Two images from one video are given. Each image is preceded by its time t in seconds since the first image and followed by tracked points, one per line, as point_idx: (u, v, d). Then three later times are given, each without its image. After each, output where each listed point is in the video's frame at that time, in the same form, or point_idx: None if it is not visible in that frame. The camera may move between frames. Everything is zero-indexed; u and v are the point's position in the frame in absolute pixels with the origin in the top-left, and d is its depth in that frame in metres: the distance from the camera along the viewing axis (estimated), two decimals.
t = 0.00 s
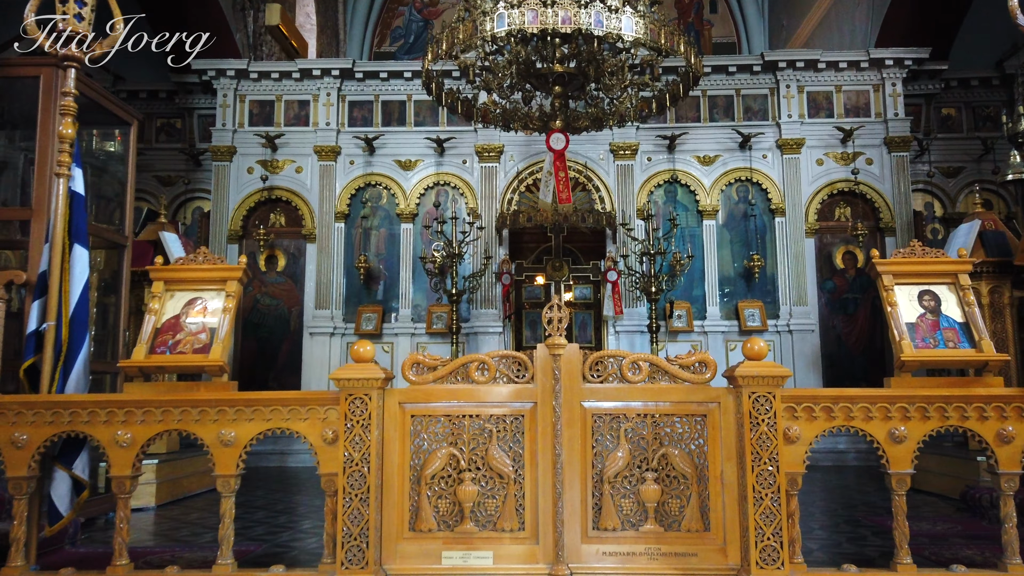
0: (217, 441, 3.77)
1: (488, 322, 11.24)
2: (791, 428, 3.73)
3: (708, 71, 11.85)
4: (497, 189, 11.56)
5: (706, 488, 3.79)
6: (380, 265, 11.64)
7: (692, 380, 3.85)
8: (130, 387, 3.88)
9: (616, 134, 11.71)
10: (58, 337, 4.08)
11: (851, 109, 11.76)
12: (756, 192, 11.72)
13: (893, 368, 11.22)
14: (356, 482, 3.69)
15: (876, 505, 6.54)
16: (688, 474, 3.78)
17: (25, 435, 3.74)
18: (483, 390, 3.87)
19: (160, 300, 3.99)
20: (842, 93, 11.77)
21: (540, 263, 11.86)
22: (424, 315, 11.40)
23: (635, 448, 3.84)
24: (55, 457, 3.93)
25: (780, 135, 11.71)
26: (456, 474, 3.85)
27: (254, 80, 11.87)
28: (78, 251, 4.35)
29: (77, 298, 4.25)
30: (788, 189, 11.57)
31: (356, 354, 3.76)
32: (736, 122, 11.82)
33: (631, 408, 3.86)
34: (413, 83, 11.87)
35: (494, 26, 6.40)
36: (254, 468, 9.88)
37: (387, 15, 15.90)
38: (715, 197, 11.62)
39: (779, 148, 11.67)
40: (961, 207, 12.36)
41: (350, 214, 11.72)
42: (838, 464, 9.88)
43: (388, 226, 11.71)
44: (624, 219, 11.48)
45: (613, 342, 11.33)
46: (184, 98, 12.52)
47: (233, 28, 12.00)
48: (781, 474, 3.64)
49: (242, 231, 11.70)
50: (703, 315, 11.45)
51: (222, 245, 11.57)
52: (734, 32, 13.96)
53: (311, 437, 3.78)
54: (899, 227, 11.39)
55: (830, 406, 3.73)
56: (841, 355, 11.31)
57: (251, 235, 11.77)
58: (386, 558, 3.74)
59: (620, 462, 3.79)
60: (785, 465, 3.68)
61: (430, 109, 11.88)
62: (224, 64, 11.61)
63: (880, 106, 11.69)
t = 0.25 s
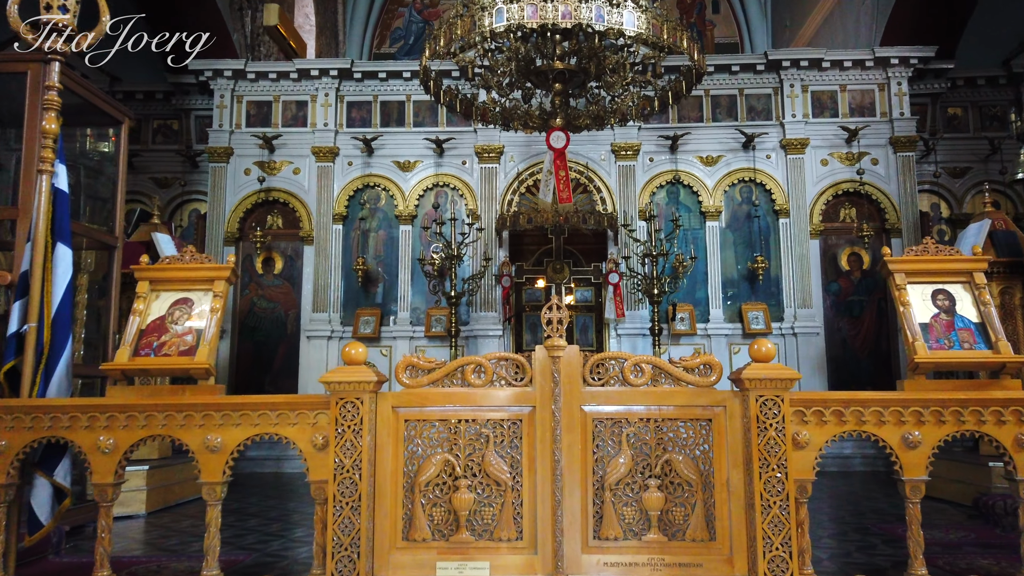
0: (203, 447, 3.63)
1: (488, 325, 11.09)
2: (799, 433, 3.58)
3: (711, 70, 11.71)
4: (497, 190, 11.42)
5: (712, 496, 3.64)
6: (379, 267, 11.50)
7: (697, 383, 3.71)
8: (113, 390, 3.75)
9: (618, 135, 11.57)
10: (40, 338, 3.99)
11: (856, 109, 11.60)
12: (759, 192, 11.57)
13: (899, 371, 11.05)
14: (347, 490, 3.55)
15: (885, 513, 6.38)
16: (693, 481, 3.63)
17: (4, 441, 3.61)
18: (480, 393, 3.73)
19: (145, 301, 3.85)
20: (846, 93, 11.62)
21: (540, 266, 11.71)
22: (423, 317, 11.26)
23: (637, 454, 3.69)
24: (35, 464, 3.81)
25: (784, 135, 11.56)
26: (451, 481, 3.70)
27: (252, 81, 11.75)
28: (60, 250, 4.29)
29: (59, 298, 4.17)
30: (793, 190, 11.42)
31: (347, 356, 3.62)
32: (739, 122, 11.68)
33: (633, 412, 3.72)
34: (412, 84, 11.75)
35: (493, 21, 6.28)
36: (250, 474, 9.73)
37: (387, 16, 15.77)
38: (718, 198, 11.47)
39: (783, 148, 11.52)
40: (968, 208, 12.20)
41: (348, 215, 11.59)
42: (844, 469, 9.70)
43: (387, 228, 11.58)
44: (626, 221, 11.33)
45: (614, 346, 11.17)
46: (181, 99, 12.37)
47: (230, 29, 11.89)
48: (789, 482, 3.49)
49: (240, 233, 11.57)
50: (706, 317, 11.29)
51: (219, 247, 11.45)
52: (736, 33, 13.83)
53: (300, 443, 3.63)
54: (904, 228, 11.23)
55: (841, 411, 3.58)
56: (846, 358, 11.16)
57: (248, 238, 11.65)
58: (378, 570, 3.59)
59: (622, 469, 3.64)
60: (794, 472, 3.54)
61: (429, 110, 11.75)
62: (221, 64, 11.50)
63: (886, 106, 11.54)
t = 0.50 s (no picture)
0: (189, 454, 3.48)
1: (488, 328, 10.94)
2: (812, 439, 3.43)
3: (713, 70, 11.58)
4: (497, 192, 11.29)
5: (720, 504, 3.50)
6: (377, 269, 11.37)
7: (704, 387, 3.56)
8: (97, 395, 3.60)
9: (619, 135, 11.43)
10: (22, 341, 3.85)
11: (860, 109, 11.47)
12: (762, 193, 11.43)
13: (905, 375, 10.89)
14: (340, 499, 3.40)
15: (895, 521, 6.23)
16: (700, 490, 3.48)
17: None
18: (478, 397, 3.59)
19: (131, 302, 3.70)
20: (850, 93, 11.48)
21: (541, 268, 11.59)
22: (422, 321, 11.12)
23: (642, 461, 3.54)
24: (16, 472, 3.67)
25: (787, 135, 11.44)
26: (447, 489, 3.56)
27: (249, 82, 11.63)
28: (44, 249, 4.11)
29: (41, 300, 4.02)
30: (796, 191, 11.28)
31: (340, 359, 3.48)
32: (742, 122, 11.54)
33: (637, 417, 3.57)
34: (411, 84, 11.63)
35: (493, 18, 6.15)
36: (246, 480, 9.58)
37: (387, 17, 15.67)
38: (721, 200, 11.33)
39: (786, 149, 11.39)
40: (974, 209, 12.06)
41: (346, 218, 11.46)
42: (851, 475, 9.54)
43: (386, 231, 11.44)
44: (628, 222, 11.18)
45: (616, 349, 11.03)
46: (178, 100, 12.27)
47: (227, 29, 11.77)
48: (801, 490, 3.35)
49: (237, 235, 11.44)
50: (709, 321, 11.13)
51: (215, 249, 11.31)
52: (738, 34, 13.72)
53: (291, 450, 3.48)
54: (910, 230, 11.10)
55: (855, 416, 3.43)
56: (851, 362, 11.02)
57: (245, 240, 11.52)
58: None
59: (626, 476, 3.50)
60: (806, 480, 3.39)
61: (428, 111, 11.63)
62: (219, 65, 11.38)
63: (890, 106, 11.41)
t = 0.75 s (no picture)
0: (171, 462, 3.31)
1: (487, 331, 10.77)
2: (826, 446, 3.26)
3: (715, 70, 11.43)
4: (497, 193, 11.13)
5: (729, 514, 3.33)
6: (375, 272, 11.21)
7: (712, 392, 3.39)
8: (75, 400, 3.43)
9: (620, 136, 11.29)
10: None
11: (864, 109, 11.32)
12: (766, 195, 11.28)
13: (912, 379, 10.72)
14: (329, 510, 3.23)
15: (908, 530, 6.05)
16: (709, 499, 3.31)
17: None
18: (476, 402, 3.42)
19: (111, 303, 3.54)
20: (855, 93, 11.34)
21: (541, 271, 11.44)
22: (421, 324, 10.96)
23: (647, 469, 3.38)
24: None
25: (791, 136, 11.28)
26: (443, 498, 3.39)
27: (246, 82, 11.49)
28: (21, 247, 4.03)
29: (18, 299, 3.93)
30: (800, 192, 11.12)
31: (330, 362, 3.31)
32: (745, 123, 11.39)
33: (641, 423, 3.41)
34: (410, 84, 11.48)
35: (491, 13, 6.00)
36: (242, 485, 9.40)
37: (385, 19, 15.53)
38: (724, 201, 11.18)
39: (790, 149, 11.24)
40: (981, 211, 11.90)
41: (344, 220, 11.30)
42: (858, 480, 9.35)
43: (384, 233, 11.28)
44: (629, 224, 11.03)
45: (618, 352, 10.85)
46: (174, 101, 12.13)
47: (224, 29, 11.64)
48: (816, 500, 3.18)
49: (233, 237, 11.29)
50: (712, 323, 10.96)
51: (211, 252, 11.16)
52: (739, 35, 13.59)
53: (278, 458, 3.31)
54: (915, 232, 10.94)
55: (872, 422, 3.26)
56: (856, 365, 10.85)
57: (241, 242, 11.36)
58: None
59: (631, 486, 3.32)
60: (821, 489, 3.22)
61: (427, 111, 11.48)
62: (215, 65, 11.24)
63: (895, 106, 11.26)
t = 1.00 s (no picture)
0: (150, 475, 3.13)
1: (486, 334, 10.59)
2: (842, 457, 3.09)
3: (717, 69, 11.26)
4: (495, 194, 10.96)
5: (740, 529, 3.16)
6: (372, 274, 11.03)
7: (721, 399, 3.22)
8: (49, 409, 3.26)
9: (620, 136, 11.12)
10: None
11: (868, 109, 11.17)
12: (768, 196, 11.11)
13: (917, 383, 10.55)
14: (317, 525, 3.05)
15: (920, 541, 5.88)
16: (719, 513, 3.14)
17: None
18: (472, 411, 3.25)
19: (89, 307, 3.36)
20: (858, 92, 11.18)
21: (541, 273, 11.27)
22: (418, 327, 10.78)
23: (653, 481, 3.20)
24: None
25: (793, 136, 11.12)
26: (438, 512, 3.21)
27: (240, 82, 11.32)
28: None
29: None
30: (803, 193, 10.96)
31: (320, 370, 3.14)
32: (747, 123, 11.23)
33: (647, 433, 3.23)
34: (407, 84, 11.32)
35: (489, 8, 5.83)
36: (235, 492, 9.21)
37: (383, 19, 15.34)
38: (725, 203, 11.01)
39: (792, 150, 11.08)
40: (986, 212, 11.76)
41: (340, 221, 11.12)
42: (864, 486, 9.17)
43: (380, 235, 11.10)
44: (630, 225, 10.86)
45: (618, 356, 10.66)
46: (167, 101, 11.96)
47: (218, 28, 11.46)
48: (832, 515, 3.01)
49: (227, 239, 11.11)
50: (714, 327, 10.79)
51: (205, 254, 10.98)
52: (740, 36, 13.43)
53: (264, 470, 3.14)
54: (920, 234, 10.78)
55: (891, 432, 3.10)
56: (861, 369, 10.68)
57: (235, 244, 11.19)
58: None
59: (636, 499, 3.15)
60: (837, 503, 3.05)
61: (425, 111, 11.31)
62: (209, 64, 11.07)
63: (899, 106, 11.11)
